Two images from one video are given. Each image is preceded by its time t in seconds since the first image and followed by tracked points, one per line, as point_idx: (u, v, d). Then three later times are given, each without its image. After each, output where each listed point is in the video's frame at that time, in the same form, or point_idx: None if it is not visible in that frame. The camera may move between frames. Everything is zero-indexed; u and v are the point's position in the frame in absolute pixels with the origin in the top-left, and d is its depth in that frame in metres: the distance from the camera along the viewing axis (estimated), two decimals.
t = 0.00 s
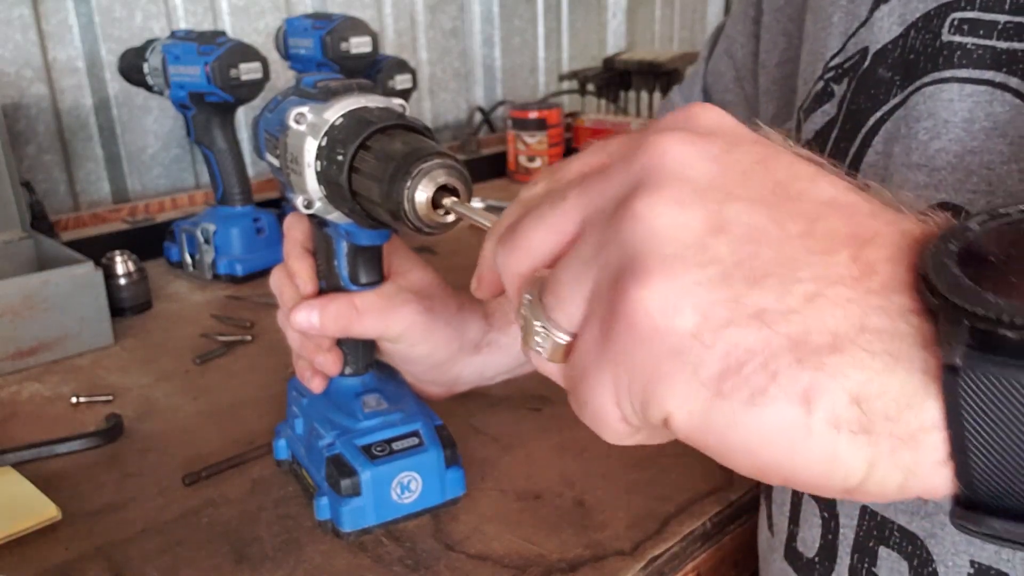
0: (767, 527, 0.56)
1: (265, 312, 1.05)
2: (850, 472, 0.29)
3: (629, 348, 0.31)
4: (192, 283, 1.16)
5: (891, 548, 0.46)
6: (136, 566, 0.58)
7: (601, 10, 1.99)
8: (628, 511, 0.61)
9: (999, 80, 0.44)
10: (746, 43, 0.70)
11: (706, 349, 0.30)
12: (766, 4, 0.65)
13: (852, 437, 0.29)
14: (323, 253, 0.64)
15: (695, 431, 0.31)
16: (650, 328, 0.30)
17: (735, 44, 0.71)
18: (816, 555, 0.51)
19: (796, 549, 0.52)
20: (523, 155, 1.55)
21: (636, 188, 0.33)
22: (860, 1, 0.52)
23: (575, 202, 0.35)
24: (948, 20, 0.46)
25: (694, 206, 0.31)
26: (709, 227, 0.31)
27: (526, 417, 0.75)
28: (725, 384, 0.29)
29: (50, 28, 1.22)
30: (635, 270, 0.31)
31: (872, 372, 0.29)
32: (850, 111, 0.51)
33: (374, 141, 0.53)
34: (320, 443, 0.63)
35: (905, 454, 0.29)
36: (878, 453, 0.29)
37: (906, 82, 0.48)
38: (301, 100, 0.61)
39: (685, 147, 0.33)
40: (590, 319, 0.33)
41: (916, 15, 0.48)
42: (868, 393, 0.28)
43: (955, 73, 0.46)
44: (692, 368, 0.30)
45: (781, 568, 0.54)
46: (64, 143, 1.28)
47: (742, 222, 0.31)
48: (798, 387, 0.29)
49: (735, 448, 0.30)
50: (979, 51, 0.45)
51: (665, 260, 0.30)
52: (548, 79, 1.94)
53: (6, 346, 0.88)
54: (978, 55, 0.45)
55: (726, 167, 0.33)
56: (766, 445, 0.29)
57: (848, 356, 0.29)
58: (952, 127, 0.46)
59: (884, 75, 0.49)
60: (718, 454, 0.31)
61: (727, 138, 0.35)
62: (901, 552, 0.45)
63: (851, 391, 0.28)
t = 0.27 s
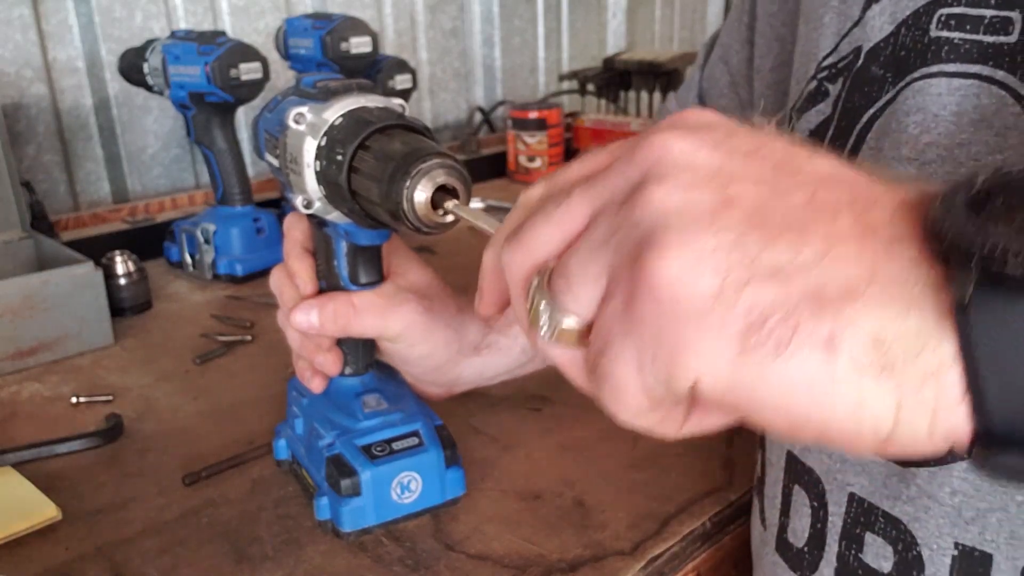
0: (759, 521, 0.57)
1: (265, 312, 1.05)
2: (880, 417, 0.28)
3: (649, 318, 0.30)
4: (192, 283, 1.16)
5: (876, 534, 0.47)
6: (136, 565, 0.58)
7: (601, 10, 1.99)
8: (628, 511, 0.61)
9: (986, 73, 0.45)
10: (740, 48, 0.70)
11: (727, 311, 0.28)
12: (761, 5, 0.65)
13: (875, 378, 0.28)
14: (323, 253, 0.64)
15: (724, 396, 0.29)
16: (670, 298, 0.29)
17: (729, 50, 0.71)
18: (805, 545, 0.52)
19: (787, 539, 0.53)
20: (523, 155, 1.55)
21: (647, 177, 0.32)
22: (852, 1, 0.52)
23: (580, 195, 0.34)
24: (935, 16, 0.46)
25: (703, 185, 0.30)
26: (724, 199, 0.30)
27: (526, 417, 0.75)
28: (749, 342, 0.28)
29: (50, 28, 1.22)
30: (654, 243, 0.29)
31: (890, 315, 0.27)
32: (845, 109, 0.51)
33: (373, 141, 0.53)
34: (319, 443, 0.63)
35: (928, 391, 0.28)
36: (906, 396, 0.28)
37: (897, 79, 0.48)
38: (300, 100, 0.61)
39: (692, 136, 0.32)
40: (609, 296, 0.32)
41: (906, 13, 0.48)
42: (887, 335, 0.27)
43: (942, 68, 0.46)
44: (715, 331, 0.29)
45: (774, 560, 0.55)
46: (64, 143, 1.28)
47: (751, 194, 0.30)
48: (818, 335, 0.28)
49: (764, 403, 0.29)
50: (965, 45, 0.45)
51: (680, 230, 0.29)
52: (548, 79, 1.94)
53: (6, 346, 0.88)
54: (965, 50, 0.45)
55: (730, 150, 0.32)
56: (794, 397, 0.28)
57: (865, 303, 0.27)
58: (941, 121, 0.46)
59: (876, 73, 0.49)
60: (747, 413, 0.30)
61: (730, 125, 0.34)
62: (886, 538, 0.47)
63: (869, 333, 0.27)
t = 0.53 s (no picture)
0: (751, 518, 0.57)
1: (265, 312, 1.05)
2: (861, 381, 0.27)
3: (631, 288, 0.30)
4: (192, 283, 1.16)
5: (864, 525, 0.47)
6: (136, 566, 0.58)
7: (601, 10, 1.99)
8: (628, 511, 0.61)
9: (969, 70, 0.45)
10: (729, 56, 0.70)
11: (703, 275, 0.28)
12: (750, 10, 0.65)
13: (851, 337, 0.27)
14: (323, 253, 0.64)
15: (708, 365, 0.29)
16: (647, 266, 0.30)
17: (717, 56, 0.71)
18: (795, 539, 0.52)
19: (777, 535, 0.53)
20: (523, 155, 1.55)
21: (626, 168, 0.34)
22: (835, 4, 0.53)
23: (568, 202, 0.37)
24: (917, 16, 0.47)
25: (673, 170, 0.33)
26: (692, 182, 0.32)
27: (526, 417, 0.75)
28: (727, 303, 0.28)
29: (50, 28, 1.22)
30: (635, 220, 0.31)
31: (863, 274, 0.27)
32: (833, 109, 0.52)
33: (374, 142, 0.53)
34: (320, 444, 0.63)
35: (905, 348, 0.26)
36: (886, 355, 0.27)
37: (882, 78, 0.49)
38: (301, 100, 0.61)
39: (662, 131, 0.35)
40: (597, 278, 0.33)
41: (889, 14, 0.49)
42: (860, 292, 0.26)
43: (925, 66, 0.47)
44: (692, 295, 0.28)
45: (765, 556, 0.54)
46: (64, 143, 1.28)
47: (718, 174, 0.32)
48: (794, 293, 0.27)
49: (745, 370, 0.28)
50: (947, 44, 0.46)
51: (655, 207, 0.31)
52: (548, 79, 1.94)
53: (6, 346, 0.88)
54: (947, 48, 0.46)
55: (697, 142, 0.35)
56: (774, 361, 0.27)
57: (837, 264, 0.27)
58: (925, 118, 0.47)
59: (862, 74, 0.51)
60: (731, 381, 0.29)
61: (693, 125, 0.37)
62: (873, 529, 0.47)
63: (843, 291, 0.27)
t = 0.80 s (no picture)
0: (740, 515, 0.56)
1: (265, 312, 1.05)
2: (843, 383, 0.27)
3: (616, 297, 0.30)
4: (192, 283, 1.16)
5: (848, 518, 0.48)
6: (136, 566, 0.58)
7: (601, 11, 1.99)
8: (628, 512, 0.61)
9: (952, 68, 0.46)
10: (722, 54, 0.70)
11: (685, 281, 0.29)
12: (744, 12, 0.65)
13: (831, 339, 0.26)
14: (323, 253, 0.64)
15: (692, 370, 0.28)
16: (632, 274, 0.30)
17: (708, 55, 0.71)
18: (782, 533, 0.52)
19: (764, 531, 0.53)
20: (523, 155, 1.55)
21: (614, 176, 0.34)
22: (824, 5, 0.53)
23: (560, 212, 0.37)
24: (901, 14, 0.48)
25: (659, 178, 0.33)
26: (678, 189, 0.32)
27: (526, 417, 0.75)
28: (708, 308, 0.28)
29: (50, 28, 1.22)
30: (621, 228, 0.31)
31: (844, 276, 0.26)
32: (824, 109, 0.53)
33: (374, 142, 0.53)
34: (320, 444, 0.63)
35: (886, 349, 0.26)
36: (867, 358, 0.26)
37: (870, 77, 0.50)
38: (301, 100, 0.61)
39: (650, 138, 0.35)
40: (587, 290, 0.33)
41: (876, 13, 0.50)
42: (840, 295, 0.26)
43: (910, 64, 0.48)
44: (675, 302, 0.28)
45: (753, 552, 0.54)
46: (64, 143, 1.28)
47: (704, 181, 0.32)
48: (774, 296, 0.26)
49: (728, 376, 0.27)
50: (931, 42, 0.47)
51: (638, 215, 0.31)
52: (548, 79, 1.94)
53: (6, 346, 0.88)
54: (931, 46, 0.47)
55: (685, 149, 0.35)
56: (755, 366, 0.27)
57: (818, 267, 0.26)
58: (911, 116, 0.48)
59: (852, 73, 0.51)
60: (716, 387, 0.28)
61: (682, 134, 0.37)
62: (857, 522, 0.47)
63: (823, 293, 0.26)
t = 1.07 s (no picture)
0: (734, 515, 0.57)
1: (265, 312, 1.05)
2: (830, 396, 0.27)
3: (598, 330, 0.31)
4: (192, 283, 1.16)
5: (838, 516, 0.48)
6: (136, 566, 0.58)
7: (601, 11, 1.99)
8: (628, 511, 0.61)
9: (944, 68, 0.46)
10: (717, 55, 0.70)
11: (660, 313, 0.29)
12: (740, 13, 0.65)
13: (812, 356, 0.26)
14: (323, 253, 0.64)
15: (678, 399, 0.29)
16: (609, 308, 0.30)
17: (704, 55, 0.71)
18: (773, 532, 0.52)
19: (757, 530, 0.53)
20: (523, 155, 1.55)
21: (589, 198, 0.35)
22: (818, 7, 0.54)
23: (544, 237, 0.37)
24: (893, 16, 0.49)
25: (630, 200, 0.33)
26: (649, 211, 0.32)
27: (526, 417, 0.75)
28: (685, 339, 0.28)
29: (50, 28, 1.22)
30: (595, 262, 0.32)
31: (821, 291, 0.26)
32: (819, 109, 0.53)
33: (374, 142, 0.53)
34: (319, 444, 0.63)
35: (869, 362, 0.26)
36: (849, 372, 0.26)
37: (863, 78, 0.50)
38: (301, 99, 0.61)
39: (619, 155, 0.36)
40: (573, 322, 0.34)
41: (870, 15, 0.50)
42: (818, 311, 0.26)
43: (902, 65, 0.48)
44: (652, 334, 0.29)
45: (746, 552, 0.54)
46: (64, 143, 1.28)
47: (674, 200, 0.32)
48: (750, 320, 0.26)
49: (714, 403, 0.28)
50: (922, 43, 0.47)
51: (612, 246, 0.31)
52: (548, 79, 1.94)
53: (6, 346, 0.88)
54: (922, 47, 0.47)
55: (657, 164, 0.35)
56: (739, 390, 0.27)
57: (794, 283, 0.26)
58: (903, 117, 0.47)
59: (846, 74, 0.51)
60: (704, 413, 0.29)
61: (658, 139, 0.38)
62: (846, 520, 0.47)
63: (799, 311, 0.26)
